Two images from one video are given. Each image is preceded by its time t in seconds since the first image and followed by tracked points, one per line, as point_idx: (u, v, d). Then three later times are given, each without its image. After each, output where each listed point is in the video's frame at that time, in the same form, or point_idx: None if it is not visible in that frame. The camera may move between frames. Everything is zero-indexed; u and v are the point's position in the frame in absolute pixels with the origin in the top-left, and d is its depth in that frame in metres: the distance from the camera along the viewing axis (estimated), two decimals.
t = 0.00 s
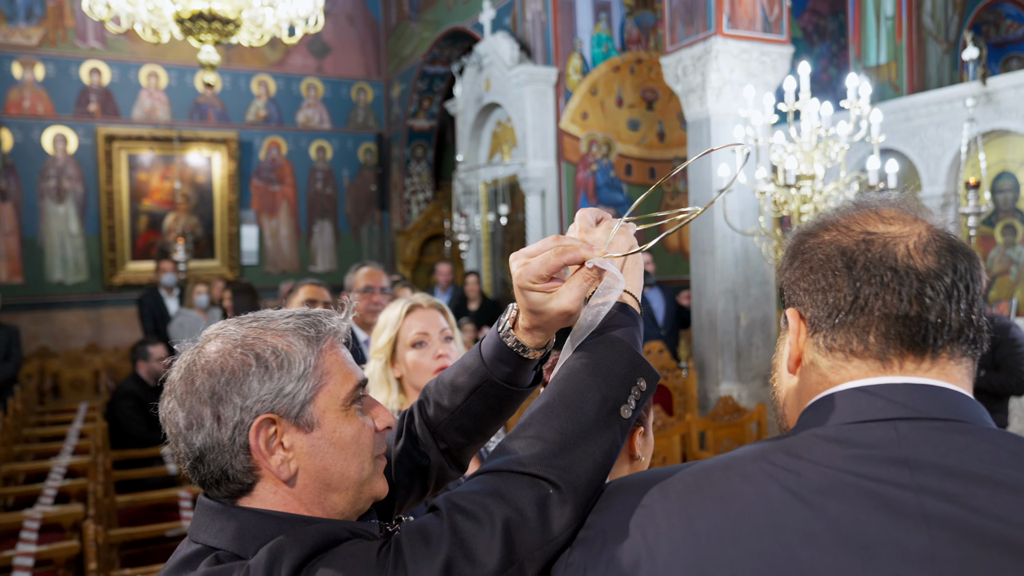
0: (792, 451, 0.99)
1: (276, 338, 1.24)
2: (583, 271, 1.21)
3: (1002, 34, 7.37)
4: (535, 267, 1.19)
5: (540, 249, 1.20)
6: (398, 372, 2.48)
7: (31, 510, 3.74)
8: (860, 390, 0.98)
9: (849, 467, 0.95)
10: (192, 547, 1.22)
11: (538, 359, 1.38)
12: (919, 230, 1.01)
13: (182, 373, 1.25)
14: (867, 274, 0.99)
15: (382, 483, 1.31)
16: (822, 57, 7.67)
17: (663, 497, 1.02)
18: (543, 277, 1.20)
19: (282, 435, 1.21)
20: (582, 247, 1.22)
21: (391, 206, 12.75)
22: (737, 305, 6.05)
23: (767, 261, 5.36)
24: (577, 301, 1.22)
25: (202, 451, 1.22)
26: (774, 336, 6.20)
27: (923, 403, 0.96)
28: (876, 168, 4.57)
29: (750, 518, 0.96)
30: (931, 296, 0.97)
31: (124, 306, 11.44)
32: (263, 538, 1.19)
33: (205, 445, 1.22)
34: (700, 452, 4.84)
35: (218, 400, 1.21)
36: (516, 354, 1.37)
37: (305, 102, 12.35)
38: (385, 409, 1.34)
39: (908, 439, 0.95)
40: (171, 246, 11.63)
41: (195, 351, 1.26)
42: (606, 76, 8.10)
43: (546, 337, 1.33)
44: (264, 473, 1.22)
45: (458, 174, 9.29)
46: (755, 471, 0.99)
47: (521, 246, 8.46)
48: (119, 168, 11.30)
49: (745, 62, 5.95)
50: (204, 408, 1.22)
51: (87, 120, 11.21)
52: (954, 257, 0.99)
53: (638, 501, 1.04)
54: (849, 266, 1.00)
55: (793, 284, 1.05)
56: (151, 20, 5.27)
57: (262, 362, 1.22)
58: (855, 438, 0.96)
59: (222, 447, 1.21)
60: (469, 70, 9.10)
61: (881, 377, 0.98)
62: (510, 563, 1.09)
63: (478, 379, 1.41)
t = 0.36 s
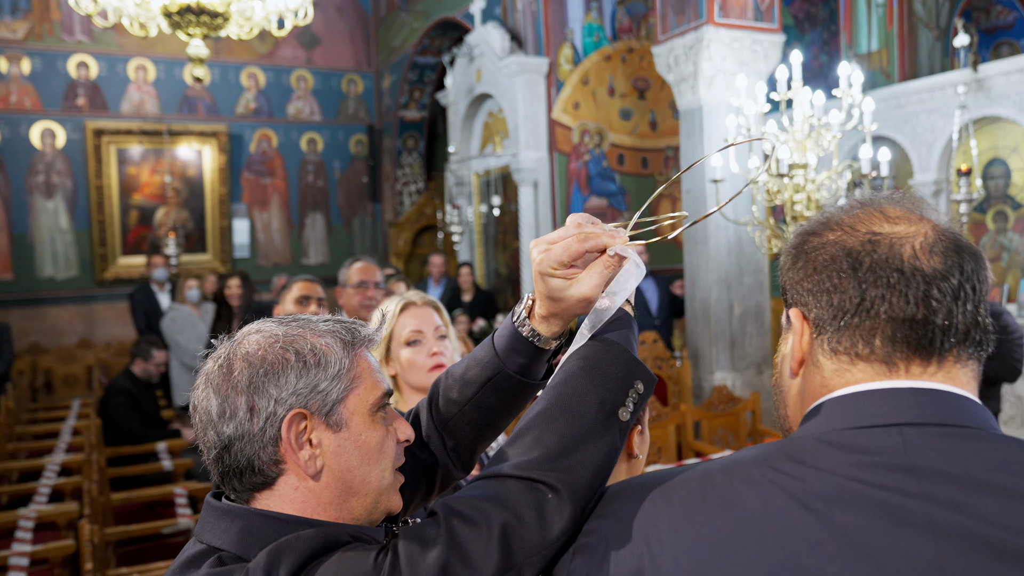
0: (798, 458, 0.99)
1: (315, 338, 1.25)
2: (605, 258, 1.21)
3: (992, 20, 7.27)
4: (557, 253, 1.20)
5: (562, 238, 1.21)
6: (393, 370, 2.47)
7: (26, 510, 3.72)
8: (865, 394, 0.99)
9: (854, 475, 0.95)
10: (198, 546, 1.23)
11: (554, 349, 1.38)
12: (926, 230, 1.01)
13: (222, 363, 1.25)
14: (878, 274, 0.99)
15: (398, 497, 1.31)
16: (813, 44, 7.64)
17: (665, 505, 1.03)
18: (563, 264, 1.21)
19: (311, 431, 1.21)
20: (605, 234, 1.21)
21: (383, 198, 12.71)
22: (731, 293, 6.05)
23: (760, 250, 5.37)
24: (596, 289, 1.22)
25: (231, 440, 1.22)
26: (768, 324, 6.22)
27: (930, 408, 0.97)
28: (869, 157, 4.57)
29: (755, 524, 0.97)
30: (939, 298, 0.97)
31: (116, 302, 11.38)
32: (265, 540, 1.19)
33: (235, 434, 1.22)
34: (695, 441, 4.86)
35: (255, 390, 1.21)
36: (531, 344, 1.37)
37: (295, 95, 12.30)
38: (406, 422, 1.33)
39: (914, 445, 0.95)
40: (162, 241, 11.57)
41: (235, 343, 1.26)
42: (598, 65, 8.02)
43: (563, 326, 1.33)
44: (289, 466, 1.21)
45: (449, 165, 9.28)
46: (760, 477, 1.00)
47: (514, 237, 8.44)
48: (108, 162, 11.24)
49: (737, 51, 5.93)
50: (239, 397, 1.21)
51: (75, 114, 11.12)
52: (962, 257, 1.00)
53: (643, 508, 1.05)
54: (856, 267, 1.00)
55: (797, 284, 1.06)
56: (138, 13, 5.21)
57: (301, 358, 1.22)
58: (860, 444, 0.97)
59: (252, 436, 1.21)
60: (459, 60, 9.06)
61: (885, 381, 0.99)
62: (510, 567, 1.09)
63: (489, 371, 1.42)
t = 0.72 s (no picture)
0: (772, 466, 1.00)
1: (306, 342, 1.24)
2: (590, 248, 1.24)
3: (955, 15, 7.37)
4: (543, 242, 1.22)
5: (548, 228, 1.23)
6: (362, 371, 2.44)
7: None
8: (838, 400, 1.00)
9: (828, 483, 0.96)
10: (178, 549, 1.20)
11: (540, 344, 1.37)
12: (893, 233, 1.03)
13: (211, 363, 1.24)
14: (845, 280, 1.00)
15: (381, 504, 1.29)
16: (782, 38, 7.67)
17: (641, 512, 1.04)
18: (549, 254, 1.23)
19: (299, 433, 1.19)
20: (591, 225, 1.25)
21: (353, 191, 12.60)
22: (702, 287, 6.10)
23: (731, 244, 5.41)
24: (582, 279, 1.24)
25: (219, 441, 1.20)
26: (738, 317, 6.28)
27: (904, 413, 0.98)
28: (836, 152, 4.63)
29: (730, 531, 0.97)
30: (903, 303, 0.99)
31: (81, 299, 11.17)
32: (245, 544, 1.17)
33: (222, 435, 1.20)
34: (667, 434, 4.91)
35: (245, 390, 1.19)
36: (518, 339, 1.36)
37: (263, 88, 12.13)
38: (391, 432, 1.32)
39: (887, 453, 0.96)
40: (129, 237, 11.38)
41: (224, 345, 1.25)
42: (569, 59, 8.01)
43: (549, 318, 1.33)
44: (275, 468, 1.19)
45: (420, 159, 9.22)
46: (735, 484, 1.00)
47: (485, 231, 8.42)
48: (71, 157, 11.02)
49: (706, 45, 5.95)
50: (229, 397, 1.19)
51: (36, 108, 10.88)
52: (929, 261, 1.01)
53: (618, 515, 1.05)
54: (824, 273, 1.02)
55: (768, 291, 1.08)
56: (100, 6, 5.10)
57: (292, 360, 1.21)
58: (833, 452, 0.98)
59: (241, 437, 1.19)
60: (430, 54, 9.01)
61: (856, 388, 1.00)
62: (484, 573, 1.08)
63: (474, 367, 1.40)
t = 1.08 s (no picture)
0: (762, 460, 1.00)
1: (290, 337, 1.22)
2: (599, 230, 1.21)
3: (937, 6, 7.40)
4: (551, 225, 1.19)
5: (557, 208, 1.20)
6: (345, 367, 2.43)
7: None
8: (825, 394, 1.00)
9: (819, 477, 0.96)
10: (173, 538, 1.20)
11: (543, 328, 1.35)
12: (875, 227, 1.03)
13: (196, 365, 1.22)
14: (825, 276, 1.01)
15: (380, 493, 1.27)
16: (766, 28, 7.66)
17: (632, 503, 1.04)
18: (559, 235, 1.20)
19: (288, 430, 1.18)
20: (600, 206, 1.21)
21: (337, 183, 12.53)
22: (687, 277, 6.12)
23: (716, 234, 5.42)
24: (591, 261, 1.22)
25: (208, 442, 1.19)
26: (723, 307, 6.31)
27: (892, 406, 0.98)
28: (821, 142, 4.63)
29: (720, 525, 0.98)
30: (884, 296, 0.99)
31: (61, 292, 11.06)
32: (241, 533, 1.16)
33: (212, 436, 1.18)
34: (652, 425, 4.95)
35: (230, 391, 1.18)
36: (522, 322, 1.34)
37: (245, 78, 12.02)
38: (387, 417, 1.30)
39: (877, 446, 0.97)
40: (109, 229, 11.27)
41: (209, 345, 1.23)
42: (553, 49, 8.00)
43: (555, 301, 1.31)
44: (267, 467, 1.18)
45: (404, 150, 9.20)
46: (725, 477, 1.01)
47: (471, 222, 8.41)
48: (50, 148, 10.88)
49: (691, 35, 5.96)
50: (215, 398, 1.18)
51: (13, 98, 10.72)
52: (910, 253, 1.01)
53: (609, 507, 1.05)
54: (805, 269, 1.02)
55: (752, 288, 1.08)
56: None
57: (276, 357, 1.19)
58: (823, 446, 0.98)
59: (229, 437, 1.17)
60: (413, 44, 8.95)
61: (844, 381, 1.01)
62: (477, 562, 1.08)
63: (477, 352, 1.38)
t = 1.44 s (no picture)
0: (749, 454, 1.00)
1: (259, 334, 1.20)
2: (612, 206, 1.17)
3: None
4: (565, 199, 1.16)
5: (571, 183, 1.17)
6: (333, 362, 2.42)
7: None
8: (808, 387, 1.01)
9: (803, 468, 0.96)
10: (176, 530, 1.20)
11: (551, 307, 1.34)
12: (856, 222, 1.03)
13: (171, 375, 1.21)
14: (804, 272, 1.01)
15: (379, 473, 1.27)
16: (755, 18, 7.67)
17: (620, 498, 1.04)
18: (572, 210, 1.17)
19: (271, 430, 1.17)
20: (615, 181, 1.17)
21: (326, 174, 12.47)
22: (676, 268, 6.13)
23: (705, 225, 5.43)
24: (604, 237, 1.18)
25: (194, 451, 1.18)
26: (712, 298, 6.34)
27: (876, 398, 0.99)
28: (809, 133, 4.64)
29: (707, 519, 0.97)
30: (864, 289, 0.99)
31: (47, 286, 10.97)
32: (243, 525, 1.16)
33: (196, 444, 1.18)
34: (642, 416, 4.97)
35: (205, 398, 1.17)
36: (531, 301, 1.33)
37: (231, 68, 11.93)
38: (377, 397, 1.28)
39: (860, 437, 0.97)
40: (96, 221, 11.18)
41: (183, 351, 1.22)
42: (542, 39, 8.03)
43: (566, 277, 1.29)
44: (255, 468, 1.18)
45: (393, 141, 9.18)
46: (712, 471, 1.01)
47: (460, 213, 8.39)
48: (35, 140, 10.77)
49: (679, 26, 5.95)
50: (191, 406, 1.18)
51: None
52: (893, 246, 1.01)
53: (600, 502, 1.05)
54: (786, 266, 1.03)
55: (738, 286, 1.09)
56: None
57: (246, 358, 1.17)
58: (808, 437, 0.99)
59: (212, 444, 1.17)
60: (401, 34, 8.90)
61: (827, 374, 1.01)
62: (475, 557, 1.09)
63: (484, 333, 1.38)
